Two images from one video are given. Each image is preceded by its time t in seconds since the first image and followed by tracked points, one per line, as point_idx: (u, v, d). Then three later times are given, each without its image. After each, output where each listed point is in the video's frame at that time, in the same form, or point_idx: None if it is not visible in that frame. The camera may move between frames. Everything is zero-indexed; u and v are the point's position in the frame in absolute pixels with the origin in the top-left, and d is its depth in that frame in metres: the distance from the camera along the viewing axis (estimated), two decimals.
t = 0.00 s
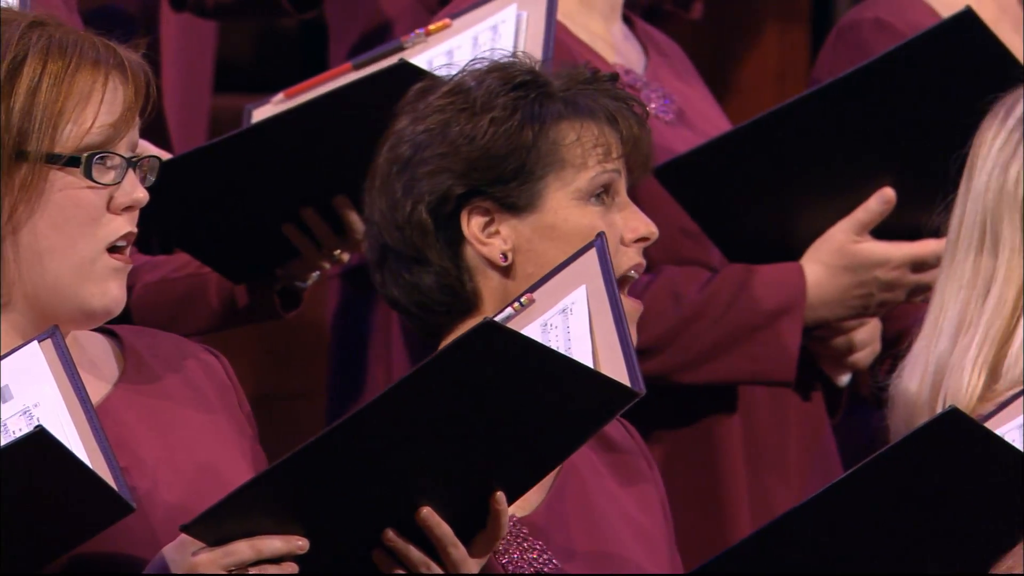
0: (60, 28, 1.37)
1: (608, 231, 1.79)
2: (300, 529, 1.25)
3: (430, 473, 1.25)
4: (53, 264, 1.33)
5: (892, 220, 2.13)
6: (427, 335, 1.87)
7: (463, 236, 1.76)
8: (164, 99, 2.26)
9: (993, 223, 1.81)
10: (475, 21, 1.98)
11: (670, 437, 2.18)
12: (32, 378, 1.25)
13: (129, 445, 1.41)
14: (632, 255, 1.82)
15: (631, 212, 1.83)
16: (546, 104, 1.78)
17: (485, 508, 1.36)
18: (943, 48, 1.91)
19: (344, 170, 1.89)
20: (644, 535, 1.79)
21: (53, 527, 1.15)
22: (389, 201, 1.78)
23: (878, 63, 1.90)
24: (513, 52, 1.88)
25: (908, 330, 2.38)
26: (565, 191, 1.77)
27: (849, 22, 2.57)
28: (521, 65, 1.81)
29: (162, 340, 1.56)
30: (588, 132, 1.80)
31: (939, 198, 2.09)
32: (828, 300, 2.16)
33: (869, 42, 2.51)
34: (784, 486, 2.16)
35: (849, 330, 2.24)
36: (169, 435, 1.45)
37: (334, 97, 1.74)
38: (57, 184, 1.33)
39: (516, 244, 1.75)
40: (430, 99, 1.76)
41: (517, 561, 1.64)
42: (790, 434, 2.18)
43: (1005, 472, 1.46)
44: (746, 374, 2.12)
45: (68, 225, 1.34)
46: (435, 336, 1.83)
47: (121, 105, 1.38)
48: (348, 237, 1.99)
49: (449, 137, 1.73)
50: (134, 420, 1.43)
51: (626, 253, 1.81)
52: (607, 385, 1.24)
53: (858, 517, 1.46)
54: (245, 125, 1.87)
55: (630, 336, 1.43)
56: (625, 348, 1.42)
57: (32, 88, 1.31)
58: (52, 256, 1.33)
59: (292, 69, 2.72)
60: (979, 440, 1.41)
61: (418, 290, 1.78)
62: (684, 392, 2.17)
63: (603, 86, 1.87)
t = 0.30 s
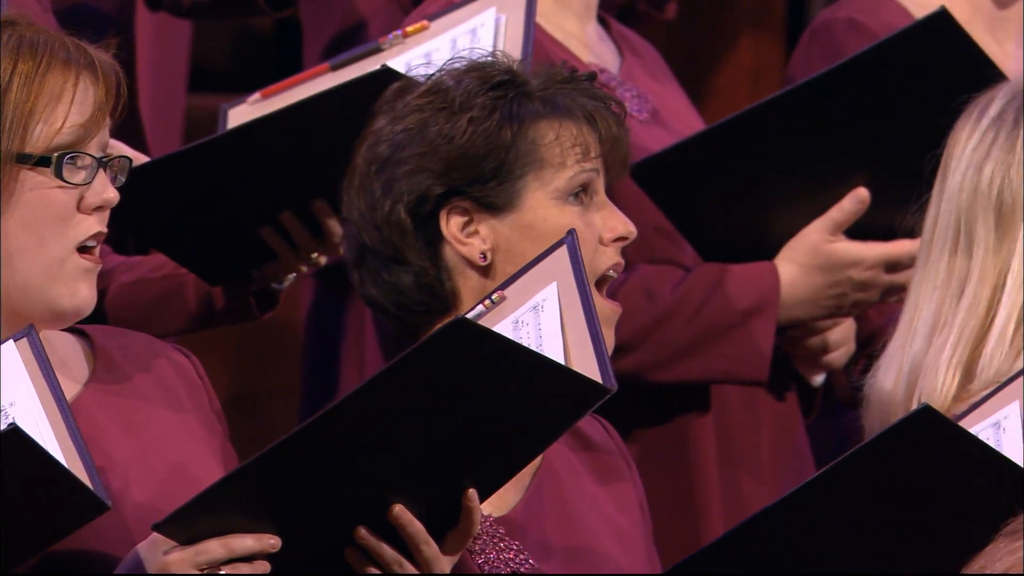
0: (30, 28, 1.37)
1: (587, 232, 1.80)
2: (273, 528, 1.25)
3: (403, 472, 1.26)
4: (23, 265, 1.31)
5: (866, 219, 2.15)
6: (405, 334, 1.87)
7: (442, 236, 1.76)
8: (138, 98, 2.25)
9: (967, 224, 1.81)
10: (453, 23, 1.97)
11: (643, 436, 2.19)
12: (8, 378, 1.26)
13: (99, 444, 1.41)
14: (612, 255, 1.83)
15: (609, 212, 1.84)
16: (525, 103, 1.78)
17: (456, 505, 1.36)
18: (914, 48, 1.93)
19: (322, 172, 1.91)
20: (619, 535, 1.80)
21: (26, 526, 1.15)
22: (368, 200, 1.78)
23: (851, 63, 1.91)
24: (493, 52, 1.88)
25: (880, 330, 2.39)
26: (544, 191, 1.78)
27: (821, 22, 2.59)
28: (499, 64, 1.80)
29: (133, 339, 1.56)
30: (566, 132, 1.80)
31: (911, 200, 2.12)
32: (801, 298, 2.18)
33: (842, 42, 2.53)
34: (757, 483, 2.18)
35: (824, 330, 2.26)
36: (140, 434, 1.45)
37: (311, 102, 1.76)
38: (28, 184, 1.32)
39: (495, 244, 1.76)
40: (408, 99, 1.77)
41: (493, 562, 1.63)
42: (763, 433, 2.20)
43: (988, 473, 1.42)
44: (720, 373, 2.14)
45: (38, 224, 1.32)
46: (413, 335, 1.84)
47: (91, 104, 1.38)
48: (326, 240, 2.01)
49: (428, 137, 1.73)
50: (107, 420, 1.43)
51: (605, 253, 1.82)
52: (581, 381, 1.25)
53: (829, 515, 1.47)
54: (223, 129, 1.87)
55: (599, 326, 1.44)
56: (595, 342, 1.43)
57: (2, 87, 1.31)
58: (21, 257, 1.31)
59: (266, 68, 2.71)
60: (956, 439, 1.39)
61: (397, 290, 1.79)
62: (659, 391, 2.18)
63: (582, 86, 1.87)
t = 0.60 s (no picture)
0: None
1: (562, 234, 1.81)
2: (244, 527, 1.26)
3: (375, 471, 1.27)
4: None
5: (843, 216, 2.16)
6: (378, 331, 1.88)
7: (416, 236, 1.76)
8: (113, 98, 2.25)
9: (941, 224, 1.82)
10: (429, 23, 1.97)
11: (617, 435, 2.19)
12: None
13: (70, 443, 1.41)
14: (587, 258, 1.84)
15: (585, 215, 1.85)
16: (502, 105, 1.79)
17: (426, 505, 1.36)
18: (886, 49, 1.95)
19: (298, 173, 1.88)
20: (597, 536, 1.80)
21: None
22: (343, 199, 1.77)
23: (820, 63, 1.92)
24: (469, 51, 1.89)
25: (854, 329, 2.41)
26: (519, 193, 1.79)
27: (798, 21, 2.61)
28: (477, 64, 1.80)
29: (102, 340, 1.56)
30: (542, 134, 1.81)
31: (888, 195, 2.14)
32: (782, 294, 2.19)
33: (816, 43, 2.54)
34: (728, 482, 2.20)
35: (803, 328, 2.27)
36: (111, 435, 1.45)
37: (291, 112, 1.75)
38: None
39: (470, 244, 1.77)
40: (386, 97, 1.76)
41: (469, 562, 1.63)
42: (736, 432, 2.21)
43: (957, 467, 1.39)
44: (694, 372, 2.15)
45: (9, 223, 1.31)
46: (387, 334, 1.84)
47: (61, 104, 1.38)
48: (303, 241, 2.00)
49: (404, 137, 1.73)
50: (76, 420, 1.43)
51: (580, 256, 1.83)
52: (550, 380, 1.26)
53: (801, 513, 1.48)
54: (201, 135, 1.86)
55: (570, 326, 1.45)
56: (566, 341, 1.44)
57: None
58: None
59: (242, 67, 2.71)
60: (936, 443, 1.38)
61: (370, 289, 1.79)
62: (633, 390, 2.19)
63: (560, 87, 1.87)
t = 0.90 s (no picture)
0: None
1: (539, 235, 1.82)
2: (217, 525, 1.27)
3: (347, 471, 1.28)
4: None
5: (835, 212, 2.17)
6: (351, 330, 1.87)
7: (393, 237, 1.77)
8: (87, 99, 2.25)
9: (920, 223, 1.84)
10: (407, 31, 1.94)
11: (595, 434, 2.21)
12: None
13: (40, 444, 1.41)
14: (564, 259, 1.85)
15: (563, 217, 1.85)
16: (479, 106, 1.79)
17: (399, 503, 1.37)
18: (861, 54, 1.96)
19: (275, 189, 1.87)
20: (572, 535, 1.81)
21: None
22: (321, 199, 1.77)
23: (793, 71, 1.94)
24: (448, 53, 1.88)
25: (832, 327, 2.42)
26: (496, 195, 1.79)
27: (771, 21, 2.62)
28: (455, 65, 1.81)
29: (72, 341, 1.55)
30: (520, 136, 1.81)
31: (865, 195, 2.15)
32: (771, 292, 2.20)
33: (791, 42, 2.56)
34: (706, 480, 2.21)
35: (791, 324, 2.30)
36: (81, 435, 1.45)
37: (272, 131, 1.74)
38: None
39: (446, 246, 1.77)
40: (365, 99, 1.77)
41: (447, 562, 1.64)
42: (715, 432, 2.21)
43: (928, 464, 1.41)
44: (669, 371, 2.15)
45: None
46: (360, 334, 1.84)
47: (31, 103, 1.38)
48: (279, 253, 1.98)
49: (381, 138, 1.74)
50: (46, 421, 1.43)
51: (556, 257, 1.84)
52: (523, 377, 1.27)
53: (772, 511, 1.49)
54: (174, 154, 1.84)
55: (541, 323, 1.44)
56: (537, 339, 1.43)
57: None
58: None
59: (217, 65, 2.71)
60: (909, 441, 1.39)
61: (347, 291, 1.79)
62: (608, 389, 2.21)
63: (539, 89, 1.87)
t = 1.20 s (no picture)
0: None
1: (512, 246, 1.82)
2: (191, 524, 1.27)
3: (321, 468, 1.28)
4: None
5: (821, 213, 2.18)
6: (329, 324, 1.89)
7: (367, 238, 1.77)
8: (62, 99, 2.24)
9: (899, 223, 1.86)
10: (386, 33, 1.94)
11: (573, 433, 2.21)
12: None
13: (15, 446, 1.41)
14: (536, 274, 1.85)
15: (541, 229, 1.85)
16: (465, 112, 1.78)
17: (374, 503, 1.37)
18: (842, 61, 1.97)
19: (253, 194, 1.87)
20: (545, 534, 1.82)
21: None
22: (298, 192, 1.77)
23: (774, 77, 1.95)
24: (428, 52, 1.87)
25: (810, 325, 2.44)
26: (472, 203, 1.78)
27: (746, 21, 2.63)
28: (448, 68, 1.80)
29: (44, 341, 1.54)
30: (503, 146, 1.80)
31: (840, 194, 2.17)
32: (761, 291, 2.20)
33: (767, 42, 2.58)
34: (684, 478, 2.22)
35: (778, 322, 2.31)
36: (54, 436, 1.45)
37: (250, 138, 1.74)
38: None
39: (419, 250, 1.77)
40: (354, 95, 1.77)
41: (422, 561, 1.64)
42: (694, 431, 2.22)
43: (901, 462, 1.43)
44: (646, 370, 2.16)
45: None
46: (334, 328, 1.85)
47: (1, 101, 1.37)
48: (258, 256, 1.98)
49: (362, 137, 1.74)
50: (20, 422, 1.43)
51: (529, 270, 1.83)
52: (498, 375, 1.28)
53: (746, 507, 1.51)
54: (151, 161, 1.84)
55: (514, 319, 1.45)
56: (510, 333, 1.45)
57: None
58: None
59: (194, 64, 2.70)
60: (887, 439, 1.41)
61: (318, 285, 1.80)
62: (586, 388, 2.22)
63: (529, 99, 1.85)
